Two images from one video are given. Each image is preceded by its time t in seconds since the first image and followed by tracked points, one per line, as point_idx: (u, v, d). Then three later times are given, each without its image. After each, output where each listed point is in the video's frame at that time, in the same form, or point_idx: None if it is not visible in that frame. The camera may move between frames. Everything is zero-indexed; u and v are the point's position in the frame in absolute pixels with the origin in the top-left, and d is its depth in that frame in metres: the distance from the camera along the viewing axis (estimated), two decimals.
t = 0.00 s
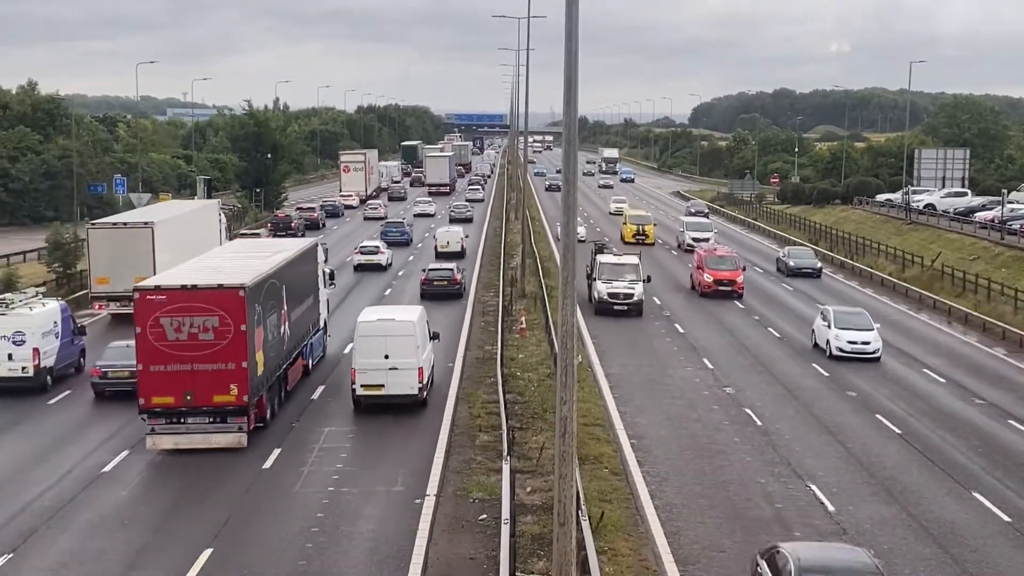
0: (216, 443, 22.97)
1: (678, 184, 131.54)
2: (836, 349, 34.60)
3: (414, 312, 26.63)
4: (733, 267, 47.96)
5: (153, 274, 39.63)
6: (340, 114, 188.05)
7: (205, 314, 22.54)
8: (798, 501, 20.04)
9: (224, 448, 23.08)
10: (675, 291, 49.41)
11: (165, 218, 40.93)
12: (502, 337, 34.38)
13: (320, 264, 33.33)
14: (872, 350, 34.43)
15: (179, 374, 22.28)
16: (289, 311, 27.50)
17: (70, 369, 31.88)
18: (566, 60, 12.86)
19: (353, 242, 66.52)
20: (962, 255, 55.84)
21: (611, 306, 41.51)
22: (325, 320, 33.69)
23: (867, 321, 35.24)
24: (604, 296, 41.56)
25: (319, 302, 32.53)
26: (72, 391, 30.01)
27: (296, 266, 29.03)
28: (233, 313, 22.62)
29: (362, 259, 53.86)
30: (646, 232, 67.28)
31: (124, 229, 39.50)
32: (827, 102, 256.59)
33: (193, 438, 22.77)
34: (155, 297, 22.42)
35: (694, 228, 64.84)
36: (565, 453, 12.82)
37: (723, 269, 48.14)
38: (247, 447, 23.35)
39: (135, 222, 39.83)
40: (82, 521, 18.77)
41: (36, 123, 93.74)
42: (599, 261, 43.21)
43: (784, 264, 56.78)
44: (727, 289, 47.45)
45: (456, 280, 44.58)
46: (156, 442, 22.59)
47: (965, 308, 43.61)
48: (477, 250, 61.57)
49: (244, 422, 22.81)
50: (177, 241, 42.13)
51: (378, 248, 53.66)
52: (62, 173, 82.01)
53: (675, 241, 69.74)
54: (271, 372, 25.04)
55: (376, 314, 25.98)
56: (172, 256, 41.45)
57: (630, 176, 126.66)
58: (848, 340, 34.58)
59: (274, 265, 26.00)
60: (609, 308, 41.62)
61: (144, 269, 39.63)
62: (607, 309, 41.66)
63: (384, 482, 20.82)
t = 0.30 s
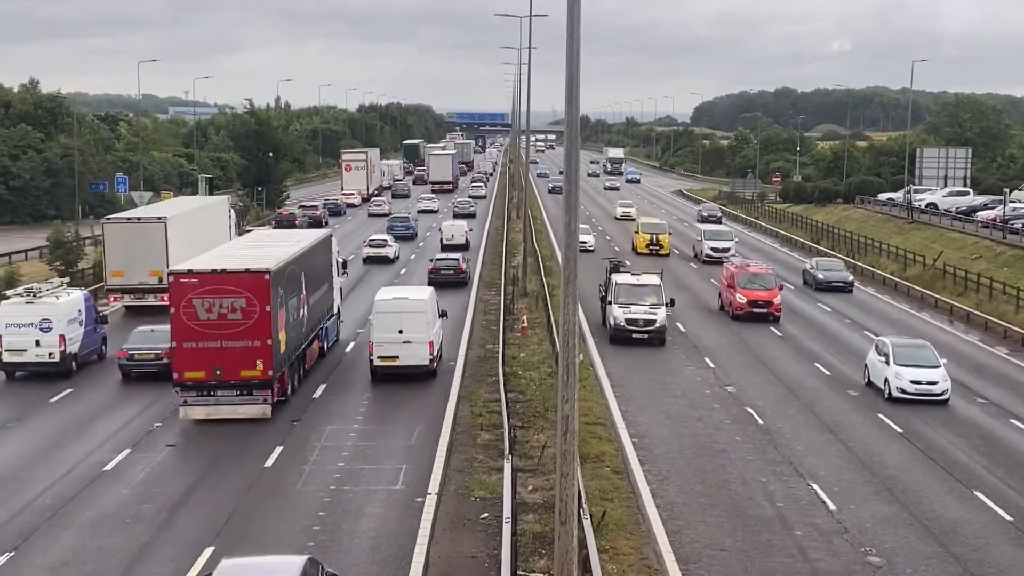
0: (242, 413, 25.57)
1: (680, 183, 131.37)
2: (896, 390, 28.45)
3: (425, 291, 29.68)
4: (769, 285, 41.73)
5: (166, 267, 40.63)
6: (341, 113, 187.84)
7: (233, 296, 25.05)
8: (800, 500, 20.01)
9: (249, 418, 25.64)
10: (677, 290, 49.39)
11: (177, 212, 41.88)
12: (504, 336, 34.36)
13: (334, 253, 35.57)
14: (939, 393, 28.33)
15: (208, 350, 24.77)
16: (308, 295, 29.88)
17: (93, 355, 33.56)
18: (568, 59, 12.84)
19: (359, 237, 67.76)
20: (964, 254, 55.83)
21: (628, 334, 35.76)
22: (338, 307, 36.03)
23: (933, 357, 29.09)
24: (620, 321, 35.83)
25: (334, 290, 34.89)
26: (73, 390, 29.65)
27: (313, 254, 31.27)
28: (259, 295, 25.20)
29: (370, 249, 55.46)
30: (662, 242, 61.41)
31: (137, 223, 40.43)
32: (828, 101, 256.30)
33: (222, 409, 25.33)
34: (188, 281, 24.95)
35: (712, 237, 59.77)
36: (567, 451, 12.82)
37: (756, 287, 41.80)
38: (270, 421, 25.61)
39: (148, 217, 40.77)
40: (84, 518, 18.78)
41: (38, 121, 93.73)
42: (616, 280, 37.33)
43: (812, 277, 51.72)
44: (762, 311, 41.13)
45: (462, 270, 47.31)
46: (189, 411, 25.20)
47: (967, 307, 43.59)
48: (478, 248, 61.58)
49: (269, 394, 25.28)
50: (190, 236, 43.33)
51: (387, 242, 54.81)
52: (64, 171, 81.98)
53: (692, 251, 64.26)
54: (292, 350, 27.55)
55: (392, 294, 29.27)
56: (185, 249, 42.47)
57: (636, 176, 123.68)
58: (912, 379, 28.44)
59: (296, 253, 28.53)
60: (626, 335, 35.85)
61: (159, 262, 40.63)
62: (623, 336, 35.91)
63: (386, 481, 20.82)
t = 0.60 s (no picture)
0: (264, 388, 28.12)
1: (680, 181, 131.38)
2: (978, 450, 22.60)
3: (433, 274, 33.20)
4: (815, 308, 35.49)
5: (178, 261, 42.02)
6: (342, 111, 187.62)
7: (257, 280, 27.56)
8: (800, 499, 20.00)
9: (270, 393, 28.18)
10: (677, 288, 49.42)
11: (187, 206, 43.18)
12: (505, 334, 34.37)
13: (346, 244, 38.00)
14: None
15: (234, 330, 27.25)
16: (323, 282, 32.33)
17: (112, 344, 35.19)
18: (568, 58, 12.84)
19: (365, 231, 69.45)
20: (965, 252, 55.83)
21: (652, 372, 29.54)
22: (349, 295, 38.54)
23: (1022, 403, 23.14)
24: (643, 358, 29.60)
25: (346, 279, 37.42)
26: (75, 388, 29.70)
27: (326, 245, 33.56)
28: (281, 280, 27.75)
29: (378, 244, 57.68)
30: (678, 254, 55.41)
31: (149, 218, 41.69)
32: (829, 100, 256.09)
33: (245, 384, 27.86)
34: (215, 266, 27.44)
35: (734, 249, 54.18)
36: (567, 449, 12.83)
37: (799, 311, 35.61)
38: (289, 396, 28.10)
39: (159, 212, 42.01)
40: (85, 516, 18.82)
41: (39, 120, 93.67)
42: (638, 306, 31.00)
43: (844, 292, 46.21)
44: (806, 340, 35.01)
45: (466, 261, 50.05)
46: (216, 386, 27.79)
47: (967, 306, 43.59)
48: (478, 246, 61.64)
49: (289, 370, 27.84)
50: (199, 229, 44.81)
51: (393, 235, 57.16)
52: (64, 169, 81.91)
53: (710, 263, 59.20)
54: (308, 332, 30.01)
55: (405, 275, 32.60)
56: (194, 242, 43.86)
57: (643, 177, 120.03)
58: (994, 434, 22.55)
59: (312, 242, 31.00)
60: (649, 374, 29.66)
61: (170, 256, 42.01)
62: (646, 374, 29.68)
63: (386, 479, 20.82)
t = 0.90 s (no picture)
0: (282, 366, 30.78)
1: (680, 179, 131.32)
2: None
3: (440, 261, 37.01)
4: (876, 341, 29.35)
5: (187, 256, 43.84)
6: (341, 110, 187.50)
7: (275, 267, 30.19)
8: (800, 497, 20.02)
9: (287, 370, 30.83)
10: (677, 286, 49.42)
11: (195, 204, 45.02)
12: (505, 332, 34.37)
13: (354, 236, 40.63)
14: None
15: (254, 312, 29.87)
16: (335, 270, 34.95)
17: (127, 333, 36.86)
18: (569, 56, 12.83)
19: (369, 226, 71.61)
20: (964, 250, 55.86)
21: (684, 427, 23.54)
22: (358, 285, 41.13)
23: None
24: (674, 411, 23.58)
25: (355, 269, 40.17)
26: (74, 386, 29.63)
27: (336, 235, 36.10)
28: (297, 266, 30.42)
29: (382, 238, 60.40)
30: (696, 268, 49.68)
31: (159, 215, 43.46)
32: (829, 98, 256.07)
33: (264, 362, 30.48)
34: (237, 253, 30.07)
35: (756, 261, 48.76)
36: (566, 447, 12.84)
37: (857, 344, 29.33)
38: (305, 373, 30.73)
39: (168, 208, 43.82)
40: (86, 514, 18.85)
41: (39, 118, 93.65)
42: (666, 346, 24.97)
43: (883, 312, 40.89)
44: (866, 379, 28.86)
45: (468, 251, 52.77)
46: (237, 364, 30.40)
47: (967, 303, 43.64)
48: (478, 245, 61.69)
49: (304, 350, 30.42)
50: (207, 225, 46.64)
51: (397, 229, 59.64)
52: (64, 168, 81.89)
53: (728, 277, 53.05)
54: (322, 315, 32.62)
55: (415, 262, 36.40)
56: (201, 238, 45.71)
57: (646, 178, 116.31)
58: None
59: (325, 232, 33.59)
60: (680, 430, 23.63)
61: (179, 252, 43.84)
62: (677, 430, 23.66)
63: (386, 477, 20.83)
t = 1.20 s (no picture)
0: (296, 348, 33.33)
1: (679, 178, 131.45)
2: None
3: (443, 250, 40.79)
4: (963, 388, 23.53)
5: (193, 251, 45.11)
6: (340, 109, 187.34)
7: (289, 255, 32.68)
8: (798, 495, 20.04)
9: (301, 352, 33.39)
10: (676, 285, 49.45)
11: (200, 200, 46.22)
12: (503, 331, 34.33)
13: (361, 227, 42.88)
14: None
15: (270, 298, 32.45)
16: (344, 258, 37.33)
17: (143, 322, 38.58)
18: (568, 55, 12.83)
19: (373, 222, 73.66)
20: (963, 248, 55.96)
21: (734, 515, 17.60)
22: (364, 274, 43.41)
23: None
24: (720, 493, 17.66)
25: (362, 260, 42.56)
26: (72, 386, 29.51)
27: (345, 226, 38.43)
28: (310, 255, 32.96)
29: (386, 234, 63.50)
30: (721, 288, 43.54)
31: (166, 211, 44.67)
32: (828, 96, 256.02)
33: (280, 344, 33.09)
34: (254, 243, 32.57)
35: (787, 276, 42.95)
36: (566, 446, 12.83)
37: (942, 393, 23.46)
38: (318, 354, 33.26)
39: (175, 204, 45.04)
40: (86, 512, 18.87)
41: (37, 117, 93.61)
42: (708, 407, 18.99)
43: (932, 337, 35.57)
44: (952, 438, 22.99)
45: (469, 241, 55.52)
46: (255, 346, 33.05)
47: (965, 301, 43.73)
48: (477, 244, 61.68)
49: (317, 333, 32.99)
50: (211, 220, 47.86)
51: (402, 224, 62.25)
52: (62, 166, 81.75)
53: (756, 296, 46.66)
54: (333, 300, 35.09)
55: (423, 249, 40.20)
56: (206, 233, 46.96)
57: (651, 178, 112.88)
58: None
59: (336, 222, 35.99)
60: (728, 518, 17.67)
61: (186, 247, 45.10)
62: (725, 517, 17.73)
63: (386, 476, 20.85)
